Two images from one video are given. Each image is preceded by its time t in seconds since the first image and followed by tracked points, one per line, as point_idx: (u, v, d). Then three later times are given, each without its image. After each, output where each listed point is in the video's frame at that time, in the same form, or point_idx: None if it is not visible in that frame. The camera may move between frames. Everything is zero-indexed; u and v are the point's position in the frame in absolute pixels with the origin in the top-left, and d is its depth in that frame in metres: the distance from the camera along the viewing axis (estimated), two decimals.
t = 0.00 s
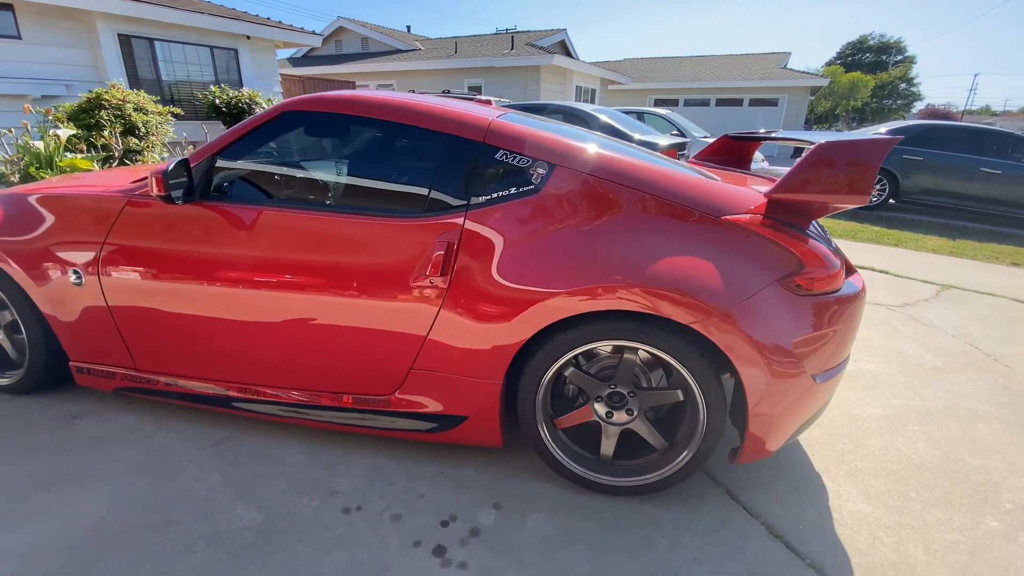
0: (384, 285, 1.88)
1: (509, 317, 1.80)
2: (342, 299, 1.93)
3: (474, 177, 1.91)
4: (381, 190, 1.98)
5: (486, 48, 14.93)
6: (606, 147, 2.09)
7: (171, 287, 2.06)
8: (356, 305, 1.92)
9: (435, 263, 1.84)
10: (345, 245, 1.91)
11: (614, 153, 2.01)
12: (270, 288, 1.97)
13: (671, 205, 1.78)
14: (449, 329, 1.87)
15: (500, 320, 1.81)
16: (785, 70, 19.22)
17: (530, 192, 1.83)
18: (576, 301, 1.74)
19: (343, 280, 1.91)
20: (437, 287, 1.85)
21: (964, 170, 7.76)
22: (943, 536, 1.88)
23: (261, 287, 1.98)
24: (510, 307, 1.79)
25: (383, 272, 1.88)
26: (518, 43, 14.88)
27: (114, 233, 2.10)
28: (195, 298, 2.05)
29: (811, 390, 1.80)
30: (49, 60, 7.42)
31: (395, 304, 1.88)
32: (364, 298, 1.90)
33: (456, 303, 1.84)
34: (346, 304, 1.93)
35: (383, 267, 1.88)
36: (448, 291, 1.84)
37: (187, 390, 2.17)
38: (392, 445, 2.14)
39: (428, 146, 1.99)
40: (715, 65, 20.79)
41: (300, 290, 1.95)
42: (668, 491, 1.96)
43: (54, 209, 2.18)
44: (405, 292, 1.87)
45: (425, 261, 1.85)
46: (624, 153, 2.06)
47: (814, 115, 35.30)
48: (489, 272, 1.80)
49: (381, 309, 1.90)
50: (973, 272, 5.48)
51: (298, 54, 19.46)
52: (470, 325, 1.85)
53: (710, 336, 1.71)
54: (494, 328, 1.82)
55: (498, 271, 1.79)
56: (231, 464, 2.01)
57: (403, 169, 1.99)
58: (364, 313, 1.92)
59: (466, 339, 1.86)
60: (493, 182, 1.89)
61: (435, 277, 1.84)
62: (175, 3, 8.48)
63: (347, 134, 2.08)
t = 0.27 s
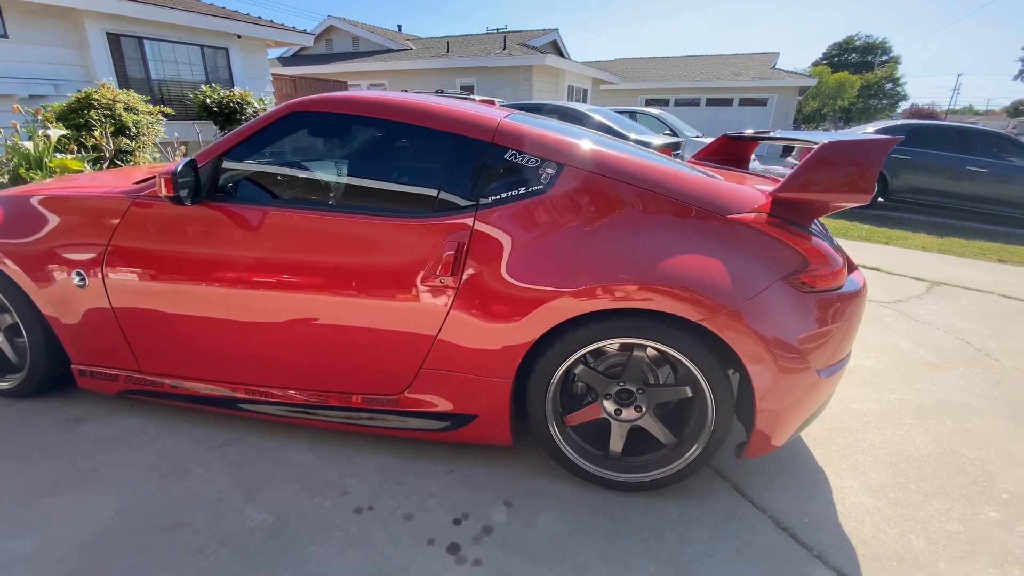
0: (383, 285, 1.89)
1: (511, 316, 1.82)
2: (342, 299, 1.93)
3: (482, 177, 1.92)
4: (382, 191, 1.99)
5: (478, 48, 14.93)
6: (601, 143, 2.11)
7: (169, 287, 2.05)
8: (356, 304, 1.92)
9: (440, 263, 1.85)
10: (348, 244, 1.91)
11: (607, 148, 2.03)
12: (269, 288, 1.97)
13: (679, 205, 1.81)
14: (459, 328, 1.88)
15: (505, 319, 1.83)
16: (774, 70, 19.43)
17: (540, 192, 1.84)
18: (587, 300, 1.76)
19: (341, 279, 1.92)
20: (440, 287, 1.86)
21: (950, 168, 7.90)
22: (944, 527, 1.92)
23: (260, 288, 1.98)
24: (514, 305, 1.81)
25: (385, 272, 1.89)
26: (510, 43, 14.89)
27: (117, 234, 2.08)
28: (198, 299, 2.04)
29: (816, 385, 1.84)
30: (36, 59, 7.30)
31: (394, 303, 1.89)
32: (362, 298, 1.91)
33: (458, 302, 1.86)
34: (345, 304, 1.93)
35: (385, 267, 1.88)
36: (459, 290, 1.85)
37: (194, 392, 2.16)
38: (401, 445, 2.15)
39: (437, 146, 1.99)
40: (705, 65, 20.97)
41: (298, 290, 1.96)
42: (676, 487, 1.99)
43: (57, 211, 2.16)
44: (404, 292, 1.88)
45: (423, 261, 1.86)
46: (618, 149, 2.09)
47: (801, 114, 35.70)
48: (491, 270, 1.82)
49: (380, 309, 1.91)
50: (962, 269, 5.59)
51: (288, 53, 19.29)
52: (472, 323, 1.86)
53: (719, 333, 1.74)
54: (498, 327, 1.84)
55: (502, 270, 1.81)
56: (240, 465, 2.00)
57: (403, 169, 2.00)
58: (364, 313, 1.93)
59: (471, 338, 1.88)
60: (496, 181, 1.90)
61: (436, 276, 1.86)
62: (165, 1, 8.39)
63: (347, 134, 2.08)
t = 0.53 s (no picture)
0: (378, 287, 1.87)
1: (511, 317, 1.82)
2: (337, 301, 1.91)
3: (483, 179, 1.91)
4: (379, 193, 1.97)
5: (468, 48, 14.88)
6: (594, 142, 2.11)
7: (161, 292, 2.01)
8: (351, 307, 1.91)
9: (439, 265, 1.84)
10: (346, 247, 1.89)
11: (598, 146, 2.03)
12: (262, 291, 1.95)
13: (682, 206, 1.82)
14: (462, 331, 1.87)
15: (507, 321, 1.82)
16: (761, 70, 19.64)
17: (543, 194, 1.84)
18: (593, 302, 1.76)
19: (334, 282, 1.90)
20: (438, 289, 1.85)
21: (934, 167, 8.04)
22: (942, 521, 1.95)
23: (255, 291, 1.95)
24: (514, 307, 1.81)
25: (380, 274, 1.87)
26: (499, 43, 14.86)
27: (110, 239, 2.04)
28: (195, 304, 2.00)
29: (817, 384, 1.85)
30: (16, 57, 7.13)
31: (390, 305, 1.88)
32: (356, 300, 1.90)
33: (458, 305, 1.85)
34: (339, 306, 1.91)
35: (380, 269, 1.87)
36: (462, 293, 1.84)
37: (191, 399, 2.12)
38: (403, 449, 2.13)
39: (437, 147, 1.97)
40: (693, 65, 21.13)
41: (293, 293, 1.93)
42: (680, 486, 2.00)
43: (47, 214, 2.11)
44: (399, 294, 1.87)
45: (421, 263, 1.85)
46: (609, 147, 2.09)
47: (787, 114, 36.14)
48: (491, 272, 1.81)
49: (374, 310, 1.89)
50: (947, 266, 5.69)
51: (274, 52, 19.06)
52: (473, 325, 1.85)
53: (723, 333, 1.74)
54: (495, 329, 1.84)
55: (503, 272, 1.81)
56: (240, 472, 1.97)
57: (398, 170, 1.99)
58: (358, 315, 1.91)
59: (472, 340, 1.87)
60: (494, 182, 1.90)
61: (432, 277, 1.85)
62: None
63: (341, 135, 2.06)
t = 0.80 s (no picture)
0: (365, 290, 1.81)
1: (509, 321, 1.77)
2: (322, 305, 1.84)
3: (481, 178, 1.85)
4: (372, 193, 1.90)
5: (455, 46, 14.78)
6: (593, 140, 2.07)
7: (144, 297, 1.93)
8: (341, 311, 1.84)
9: (433, 267, 1.78)
10: (336, 249, 1.83)
11: (595, 144, 1.99)
12: (249, 296, 1.87)
13: (685, 206, 1.78)
14: (461, 336, 1.81)
15: (505, 324, 1.77)
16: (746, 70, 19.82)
17: (544, 194, 1.79)
18: (596, 304, 1.72)
19: (320, 285, 1.83)
20: (432, 292, 1.79)
21: (918, 165, 8.16)
22: (945, 520, 1.94)
23: (243, 296, 1.87)
24: (511, 310, 1.76)
25: (367, 277, 1.81)
26: (486, 41, 14.79)
27: (89, 243, 1.94)
28: (181, 310, 1.92)
29: (822, 385, 1.83)
30: None
31: (378, 308, 1.82)
32: (344, 304, 1.83)
33: (453, 308, 1.79)
34: (326, 310, 1.85)
35: (370, 272, 1.81)
36: (461, 297, 1.78)
37: (178, 409, 2.04)
38: (400, 457, 2.07)
39: (433, 146, 1.91)
40: (679, 64, 21.26)
41: (282, 298, 1.86)
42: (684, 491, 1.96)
43: (22, 217, 2.01)
44: (388, 297, 1.81)
45: (413, 265, 1.79)
46: (600, 143, 2.04)
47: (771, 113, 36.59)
48: (489, 274, 1.76)
49: (359, 313, 1.83)
50: (933, 263, 5.77)
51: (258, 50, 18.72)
52: (469, 328, 1.80)
53: (728, 335, 1.71)
54: (483, 329, 1.79)
55: (501, 275, 1.75)
56: (230, 485, 1.90)
57: (388, 169, 1.93)
58: (347, 319, 1.85)
59: (470, 345, 1.82)
60: (491, 181, 1.84)
61: (420, 279, 1.79)
62: None
63: (331, 133, 1.99)
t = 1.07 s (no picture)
0: (351, 294, 1.75)
1: (506, 324, 1.72)
2: (309, 310, 1.77)
3: (475, 178, 1.79)
4: (361, 194, 1.83)
5: (439, 44, 14.65)
6: (590, 138, 2.02)
7: (122, 305, 1.83)
8: (328, 317, 1.77)
9: (425, 270, 1.72)
10: (324, 252, 1.75)
11: (592, 142, 1.94)
12: (231, 302, 1.79)
13: (685, 205, 1.75)
14: (456, 340, 1.76)
15: (502, 327, 1.72)
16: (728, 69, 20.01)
17: (540, 194, 1.74)
18: (596, 306, 1.67)
19: (306, 290, 1.76)
20: (424, 295, 1.73)
21: (899, 163, 8.29)
22: (943, 517, 1.93)
23: (225, 302, 1.79)
24: (507, 312, 1.71)
25: (355, 280, 1.74)
26: (471, 39, 14.68)
27: (61, 248, 1.84)
28: (161, 318, 1.83)
29: (822, 385, 1.81)
30: None
31: (367, 313, 1.75)
32: (331, 309, 1.76)
33: (447, 311, 1.73)
34: (312, 315, 1.78)
35: (358, 275, 1.74)
36: (456, 301, 1.72)
37: (159, 421, 1.95)
38: (393, 466, 2.00)
39: (425, 144, 1.85)
40: (662, 63, 21.37)
41: (268, 303, 1.78)
42: (684, 494, 1.93)
43: None
44: (376, 301, 1.74)
45: (404, 268, 1.73)
46: (590, 138, 1.99)
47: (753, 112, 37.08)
48: (484, 277, 1.70)
49: (347, 318, 1.77)
50: (916, 259, 5.86)
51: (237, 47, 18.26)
52: (464, 332, 1.74)
53: (731, 337, 1.68)
54: (476, 332, 1.74)
55: (496, 277, 1.70)
56: (216, 499, 1.81)
57: (376, 169, 1.86)
58: (335, 324, 1.78)
59: (465, 350, 1.76)
60: (486, 181, 1.78)
61: (409, 282, 1.73)
62: None
63: (316, 131, 1.91)
